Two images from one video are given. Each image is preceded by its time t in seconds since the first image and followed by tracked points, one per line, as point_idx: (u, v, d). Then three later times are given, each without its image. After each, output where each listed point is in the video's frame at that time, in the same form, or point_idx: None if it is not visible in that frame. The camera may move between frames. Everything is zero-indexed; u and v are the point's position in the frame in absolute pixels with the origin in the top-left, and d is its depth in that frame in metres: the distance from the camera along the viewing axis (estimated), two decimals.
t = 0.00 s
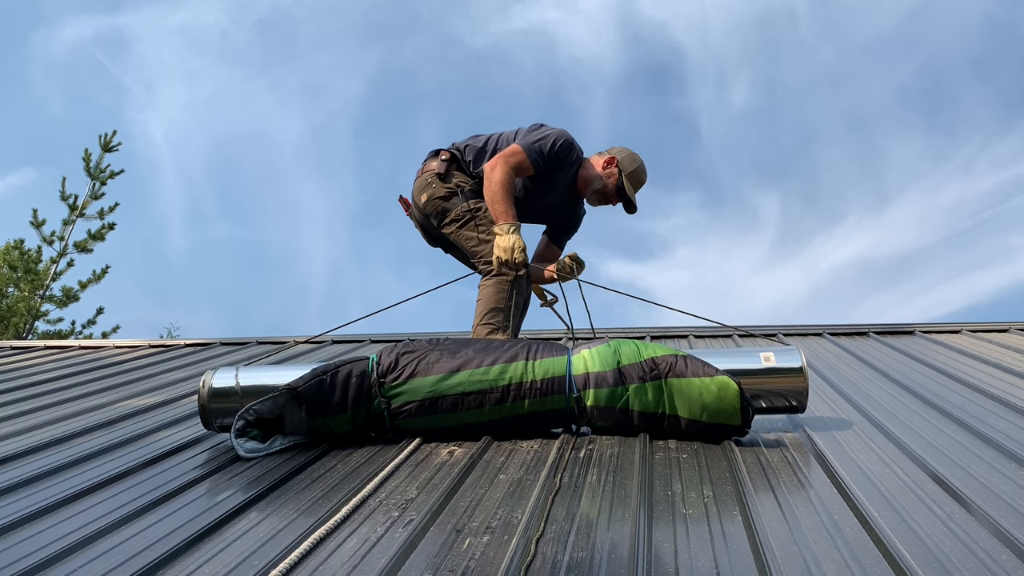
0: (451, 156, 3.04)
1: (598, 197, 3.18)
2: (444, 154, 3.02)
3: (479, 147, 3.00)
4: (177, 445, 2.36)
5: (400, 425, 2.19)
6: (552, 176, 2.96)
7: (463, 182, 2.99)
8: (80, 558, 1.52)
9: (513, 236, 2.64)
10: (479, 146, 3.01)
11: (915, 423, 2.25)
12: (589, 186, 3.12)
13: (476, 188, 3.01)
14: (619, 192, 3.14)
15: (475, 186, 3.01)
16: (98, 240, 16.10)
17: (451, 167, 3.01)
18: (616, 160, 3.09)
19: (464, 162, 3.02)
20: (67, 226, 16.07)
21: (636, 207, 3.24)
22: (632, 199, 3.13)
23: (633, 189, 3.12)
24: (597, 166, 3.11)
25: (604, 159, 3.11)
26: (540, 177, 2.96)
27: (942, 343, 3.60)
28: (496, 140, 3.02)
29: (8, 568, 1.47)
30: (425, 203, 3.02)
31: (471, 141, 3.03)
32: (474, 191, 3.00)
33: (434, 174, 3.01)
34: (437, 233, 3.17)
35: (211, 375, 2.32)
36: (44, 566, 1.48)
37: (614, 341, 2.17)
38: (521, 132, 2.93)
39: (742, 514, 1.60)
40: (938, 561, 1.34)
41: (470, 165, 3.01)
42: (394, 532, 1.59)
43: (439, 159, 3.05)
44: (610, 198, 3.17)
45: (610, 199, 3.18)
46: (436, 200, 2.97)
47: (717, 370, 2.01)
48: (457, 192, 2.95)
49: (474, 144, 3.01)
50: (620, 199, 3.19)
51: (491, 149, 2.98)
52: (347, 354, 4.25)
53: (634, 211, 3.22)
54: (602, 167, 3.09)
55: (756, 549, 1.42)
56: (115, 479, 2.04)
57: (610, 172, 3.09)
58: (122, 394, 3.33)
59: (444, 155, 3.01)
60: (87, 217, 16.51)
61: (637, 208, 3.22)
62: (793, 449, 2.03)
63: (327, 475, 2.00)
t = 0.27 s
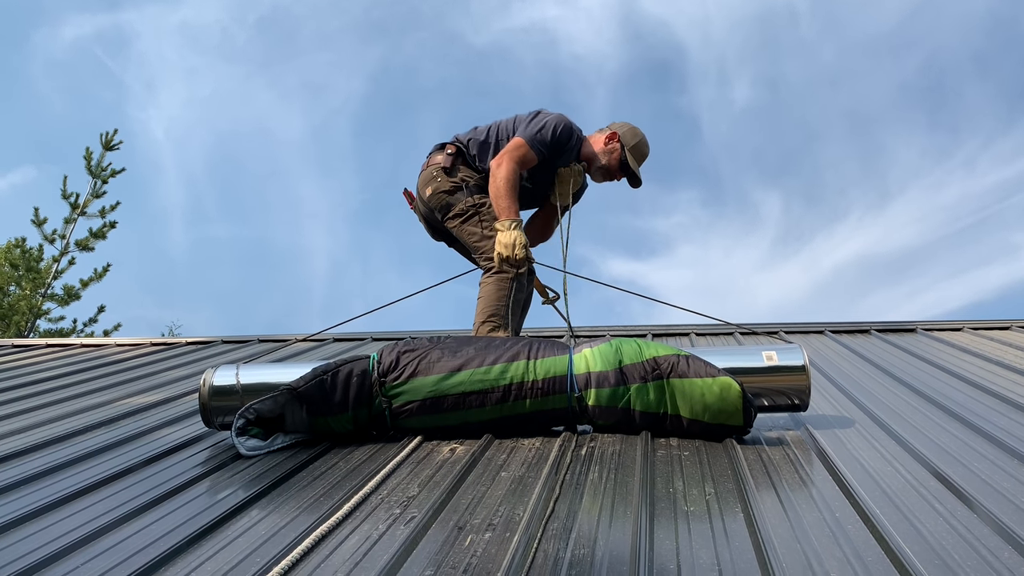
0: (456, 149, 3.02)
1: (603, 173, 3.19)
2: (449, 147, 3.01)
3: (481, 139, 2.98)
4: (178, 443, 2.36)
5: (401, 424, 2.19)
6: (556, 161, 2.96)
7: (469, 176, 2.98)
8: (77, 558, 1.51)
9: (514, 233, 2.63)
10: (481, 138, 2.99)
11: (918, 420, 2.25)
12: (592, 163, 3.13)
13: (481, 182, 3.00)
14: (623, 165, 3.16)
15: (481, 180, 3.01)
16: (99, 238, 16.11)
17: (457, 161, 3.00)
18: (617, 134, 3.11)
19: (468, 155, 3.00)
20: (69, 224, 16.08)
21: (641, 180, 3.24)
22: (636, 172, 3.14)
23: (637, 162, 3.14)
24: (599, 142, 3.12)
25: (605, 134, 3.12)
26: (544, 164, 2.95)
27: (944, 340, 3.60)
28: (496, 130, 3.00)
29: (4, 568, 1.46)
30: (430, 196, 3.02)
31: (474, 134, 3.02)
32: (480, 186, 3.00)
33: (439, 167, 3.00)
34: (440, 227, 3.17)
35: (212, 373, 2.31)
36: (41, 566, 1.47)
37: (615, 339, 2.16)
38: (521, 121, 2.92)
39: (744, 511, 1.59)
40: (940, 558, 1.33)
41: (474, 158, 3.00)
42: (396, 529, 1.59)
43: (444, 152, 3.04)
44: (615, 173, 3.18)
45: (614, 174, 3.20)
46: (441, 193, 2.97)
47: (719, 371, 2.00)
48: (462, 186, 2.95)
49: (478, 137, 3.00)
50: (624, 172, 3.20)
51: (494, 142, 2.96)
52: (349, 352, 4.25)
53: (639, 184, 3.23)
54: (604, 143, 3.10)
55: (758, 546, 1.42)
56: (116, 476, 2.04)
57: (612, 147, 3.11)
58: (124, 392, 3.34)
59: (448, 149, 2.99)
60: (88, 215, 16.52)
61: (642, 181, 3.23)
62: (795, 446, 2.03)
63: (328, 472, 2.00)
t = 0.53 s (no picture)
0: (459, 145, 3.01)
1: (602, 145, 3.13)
2: (451, 142, 3.00)
3: (481, 133, 2.98)
4: (179, 441, 2.37)
5: (401, 423, 2.19)
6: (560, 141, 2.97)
7: (471, 172, 2.98)
8: (75, 558, 1.50)
9: (516, 229, 2.63)
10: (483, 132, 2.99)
11: (918, 418, 2.25)
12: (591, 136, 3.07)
13: (484, 178, 3.00)
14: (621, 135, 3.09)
15: (484, 176, 3.00)
16: (100, 237, 16.12)
17: (460, 157, 2.99)
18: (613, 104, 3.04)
19: (472, 149, 3.00)
20: (70, 223, 16.09)
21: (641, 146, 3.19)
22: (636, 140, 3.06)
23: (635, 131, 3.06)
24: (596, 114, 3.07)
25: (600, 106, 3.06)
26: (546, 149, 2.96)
27: (945, 338, 3.60)
28: (494, 122, 3.01)
29: (3, 568, 1.46)
30: (433, 192, 3.02)
31: (475, 128, 3.01)
32: (482, 182, 2.99)
33: (442, 163, 3.00)
34: (443, 224, 3.16)
35: (212, 371, 2.32)
36: (40, 566, 1.47)
37: (616, 338, 2.15)
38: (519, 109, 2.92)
39: (745, 509, 1.59)
40: (941, 556, 1.33)
41: (477, 153, 2.99)
42: (398, 527, 1.59)
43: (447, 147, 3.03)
44: (614, 145, 3.12)
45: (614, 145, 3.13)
46: (442, 189, 2.97)
47: (719, 370, 2.00)
48: (464, 182, 2.95)
49: (480, 131, 2.99)
50: (623, 143, 3.13)
51: (495, 134, 2.97)
52: (349, 350, 4.25)
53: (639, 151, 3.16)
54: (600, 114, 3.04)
55: (759, 544, 1.42)
56: (117, 475, 2.05)
57: (609, 118, 3.04)
58: (125, 391, 3.34)
59: (451, 145, 2.98)
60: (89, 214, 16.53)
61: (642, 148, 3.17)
62: (796, 444, 2.03)
63: (330, 471, 2.00)
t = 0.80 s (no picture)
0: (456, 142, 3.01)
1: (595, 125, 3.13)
2: (449, 140, 2.99)
3: (476, 128, 3.01)
4: (180, 439, 2.37)
5: (400, 421, 2.19)
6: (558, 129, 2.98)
7: (469, 170, 2.98)
8: (71, 559, 1.49)
9: (518, 224, 2.63)
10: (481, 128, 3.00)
11: (919, 415, 2.25)
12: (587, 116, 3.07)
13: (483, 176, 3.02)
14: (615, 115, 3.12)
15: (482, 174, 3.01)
16: (101, 235, 16.13)
17: (458, 155, 3.00)
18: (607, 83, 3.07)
19: (471, 147, 3.01)
20: (71, 221, 16.09)
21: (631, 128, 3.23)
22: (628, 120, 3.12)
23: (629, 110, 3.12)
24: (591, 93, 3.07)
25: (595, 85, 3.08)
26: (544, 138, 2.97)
27: (946, 335, 3.59)
28: (485, 116, 3.04)
29: (3, 567, 1.45)
30: (432, 191, 3.01)
31: (470, 124, 3.02)
32: (480, 180, 3.00)
33: (440, 161, 2.99)
34: (443, 222, 3.16)
35: (212, 369, 2.32)
36: (40, 565, 1.46)
37: (618, 336, 2.15)
38: (513, 100, 2.92)
39: (746, 506, 1.59)
40: (943, 552, 1.33)
41: (476, 150, 3.01)
42: (399, 524, 1.59)
43: (445, 145, 3.02)
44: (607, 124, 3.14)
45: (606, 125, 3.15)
46: (441, 188, 2.96)
47: (720, 368, 1.99)
48: (462, 180, 2.95)
49: (477, 128, 3.00)
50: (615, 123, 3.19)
51: (493, 129, 2.99)
52: (350, 348, 4.25)
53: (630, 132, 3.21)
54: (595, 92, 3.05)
55: (760, 540, 1.42)
56: (119, 472, 2.05)
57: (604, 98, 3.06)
58: (127, 389, 3.34)
59: (449, 142, 2.97)
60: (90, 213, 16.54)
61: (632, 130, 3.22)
62: (798, 442, 2.03)
63: (331, 468, 2.00)
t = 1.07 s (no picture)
0: (455, 141, 3.02)
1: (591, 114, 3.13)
2: (448, 139, 3.00)
3: (473, 126, 3.01)
4: (182, 438, 2.37)
5: (400, 419, 2.19)
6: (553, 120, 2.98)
7: (468, 168, 2.98)
8: (71, 558, 1.49)
9: (517, 218, 2.62)
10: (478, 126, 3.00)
11: (921, 412, 2.25)
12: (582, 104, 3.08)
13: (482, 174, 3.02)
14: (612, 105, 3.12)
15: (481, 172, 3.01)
16: (102, 234, 16.14)
17: (457, 154, 3.00)
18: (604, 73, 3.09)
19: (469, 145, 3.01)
20: (72, 220, 16.10)
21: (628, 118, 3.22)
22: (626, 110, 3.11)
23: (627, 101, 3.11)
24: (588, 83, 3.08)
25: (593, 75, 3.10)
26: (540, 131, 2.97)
27: (948, 333, 3.58)
28: (480, 114, 3.04)
29: (5, 566, 1.46)
30: (432, 190, 3.01)
31: (467, 123, 3.03)
32: (479, 178, 3.00)
33: (439, 161, 3.00)
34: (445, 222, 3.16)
35: (212, 367, 2.32)
36: (42, 563, 1.47)
37: (617, 333, 2.15)
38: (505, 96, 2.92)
39: (748, 503, 1.59)
40: (944, 549, 1.33)
41: (474, 148, 3.01)
42: (401, 522, 1.59)
43: (444, 145, 3.03)
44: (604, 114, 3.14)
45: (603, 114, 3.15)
46: (441, 187, 2.97)
47: (719, 365, 1.99)
48: (462, 179, 2.95)
49: (474, 127, 3.01)
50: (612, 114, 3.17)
51: (489, 126, 2.99)
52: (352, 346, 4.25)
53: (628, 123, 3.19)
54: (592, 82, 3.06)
55: (761, 538, 1.42)
56: (121, 471, 2.05)
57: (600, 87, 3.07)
58: (128, 387, 3.35)
59: (448, 142, 2.98)
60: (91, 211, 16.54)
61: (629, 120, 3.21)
62: (799, 440, 2.03)
63: (332, 466, 2.00)
